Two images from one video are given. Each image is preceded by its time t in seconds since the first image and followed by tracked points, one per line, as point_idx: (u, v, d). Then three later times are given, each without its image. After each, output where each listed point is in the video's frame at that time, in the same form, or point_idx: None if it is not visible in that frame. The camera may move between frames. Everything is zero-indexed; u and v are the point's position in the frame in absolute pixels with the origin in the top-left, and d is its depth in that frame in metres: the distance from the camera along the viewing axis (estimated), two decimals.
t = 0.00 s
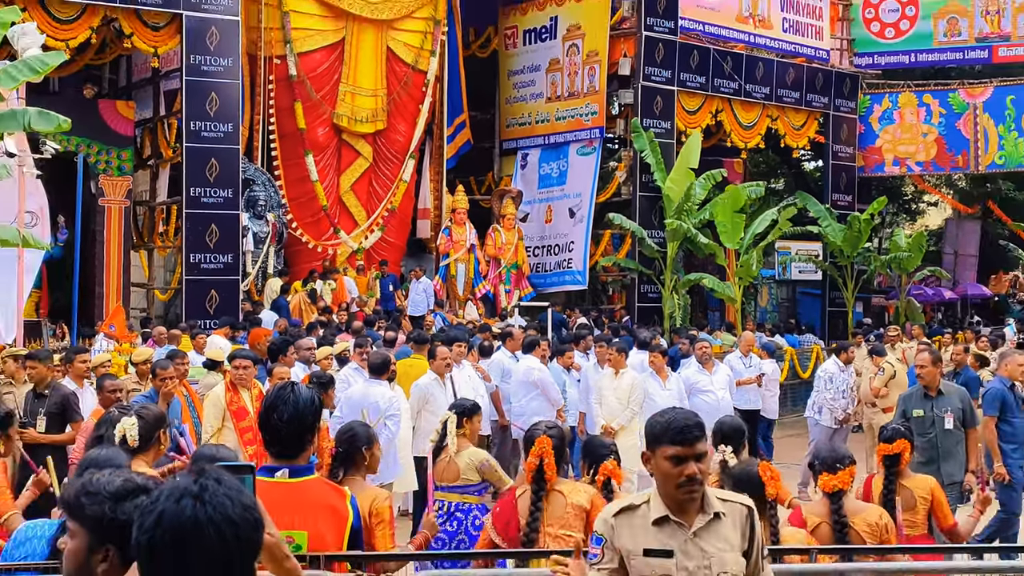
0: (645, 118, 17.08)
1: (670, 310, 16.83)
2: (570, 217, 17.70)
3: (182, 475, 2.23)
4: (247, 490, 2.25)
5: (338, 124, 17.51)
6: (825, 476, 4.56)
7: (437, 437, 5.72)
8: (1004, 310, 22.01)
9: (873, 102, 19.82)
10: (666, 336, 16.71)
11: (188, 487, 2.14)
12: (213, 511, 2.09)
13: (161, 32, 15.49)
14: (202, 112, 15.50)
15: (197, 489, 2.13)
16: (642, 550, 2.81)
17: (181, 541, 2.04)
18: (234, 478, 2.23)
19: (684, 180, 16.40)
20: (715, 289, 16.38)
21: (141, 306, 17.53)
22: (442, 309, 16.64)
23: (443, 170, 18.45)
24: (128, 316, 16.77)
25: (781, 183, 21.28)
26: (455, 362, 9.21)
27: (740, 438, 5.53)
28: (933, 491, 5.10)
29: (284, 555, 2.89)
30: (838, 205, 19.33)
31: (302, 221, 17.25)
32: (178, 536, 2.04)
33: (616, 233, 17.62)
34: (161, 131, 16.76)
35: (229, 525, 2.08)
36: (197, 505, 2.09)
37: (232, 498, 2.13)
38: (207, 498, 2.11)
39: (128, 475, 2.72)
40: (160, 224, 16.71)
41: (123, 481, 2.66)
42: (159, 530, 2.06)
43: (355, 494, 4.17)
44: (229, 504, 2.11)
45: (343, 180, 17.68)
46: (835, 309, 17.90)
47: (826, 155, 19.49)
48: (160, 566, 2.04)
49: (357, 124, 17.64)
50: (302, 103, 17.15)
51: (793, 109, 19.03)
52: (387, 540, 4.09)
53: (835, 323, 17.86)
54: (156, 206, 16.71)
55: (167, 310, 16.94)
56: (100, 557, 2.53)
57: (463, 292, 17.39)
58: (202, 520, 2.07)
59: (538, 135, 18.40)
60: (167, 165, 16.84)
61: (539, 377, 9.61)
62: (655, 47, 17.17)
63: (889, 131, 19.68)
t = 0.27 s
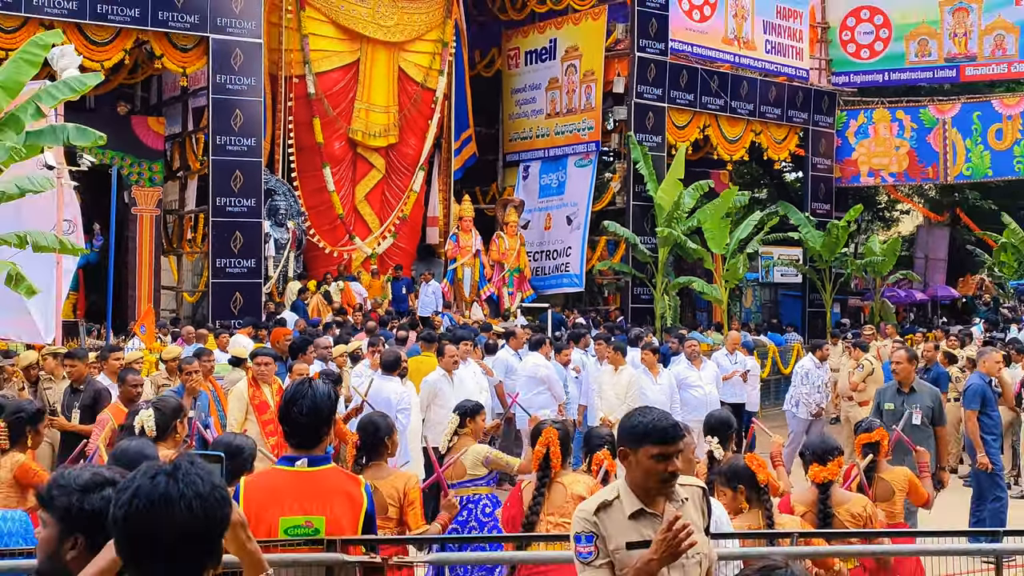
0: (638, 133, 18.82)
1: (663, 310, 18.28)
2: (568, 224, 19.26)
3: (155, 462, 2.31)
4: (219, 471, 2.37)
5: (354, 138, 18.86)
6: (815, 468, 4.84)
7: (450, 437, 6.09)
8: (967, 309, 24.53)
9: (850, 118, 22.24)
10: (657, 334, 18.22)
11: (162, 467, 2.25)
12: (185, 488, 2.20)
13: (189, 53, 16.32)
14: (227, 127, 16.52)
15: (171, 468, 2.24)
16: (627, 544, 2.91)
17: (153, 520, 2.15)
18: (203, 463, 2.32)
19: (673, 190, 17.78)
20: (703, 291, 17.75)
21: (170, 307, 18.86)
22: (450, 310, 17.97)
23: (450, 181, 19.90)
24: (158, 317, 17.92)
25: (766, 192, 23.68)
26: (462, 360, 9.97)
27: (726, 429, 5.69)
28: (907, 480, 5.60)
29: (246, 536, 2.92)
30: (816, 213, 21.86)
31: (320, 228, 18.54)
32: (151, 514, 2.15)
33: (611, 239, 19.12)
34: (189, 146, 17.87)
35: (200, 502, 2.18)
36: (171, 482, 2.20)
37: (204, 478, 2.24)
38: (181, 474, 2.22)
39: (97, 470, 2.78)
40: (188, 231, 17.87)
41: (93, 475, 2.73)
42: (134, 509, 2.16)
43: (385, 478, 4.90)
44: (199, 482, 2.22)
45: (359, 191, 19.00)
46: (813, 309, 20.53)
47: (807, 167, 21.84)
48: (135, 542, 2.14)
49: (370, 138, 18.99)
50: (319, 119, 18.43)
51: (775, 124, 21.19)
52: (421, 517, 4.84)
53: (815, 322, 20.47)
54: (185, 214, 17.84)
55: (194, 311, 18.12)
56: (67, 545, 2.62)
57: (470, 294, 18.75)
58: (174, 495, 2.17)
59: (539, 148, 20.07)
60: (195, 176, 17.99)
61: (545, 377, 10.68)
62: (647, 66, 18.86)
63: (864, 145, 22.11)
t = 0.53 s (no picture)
0: (641, 135, 18.83)
1: (664, 312, 18.34)
2: (569, 226, 19.29)
3: (108, 460, 2.27)
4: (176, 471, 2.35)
5: (355, 141, 18.86)
6: (818, 468, 4.76)
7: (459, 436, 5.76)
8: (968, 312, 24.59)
9: (851, 120, 22.29)
10: (659, 337, 18.31)
11: (120, 468, 2.21)
12: (147, 488, 2.17)
13: (191, 57, 16.35)
14: (229, 130, 16.53)
15: (130, 469, 2.21)
16: (649, 546, 2.82)
17: (114, 522, 2.12)
18: (154, 460, 2.30)
19: (675, 193, 17.85)
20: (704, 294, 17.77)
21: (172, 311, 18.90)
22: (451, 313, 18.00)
23: (452, 184, 19.90)
24: (160, 320, 17.94)
25: (768, 196, 23.69)
26: (463, 363, 9.99)
27: (727, 432, 5.70)
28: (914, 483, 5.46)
29: (208, 531, 2.87)
30: (817, 216, 21.89)
31: (321, 231, 18.53)
32: (114, 516, 2.11)
33: (613, 242, 19.15)
34: (192, 149, 17.88)
35: (162, 502, 2.16)
36: (133, 483, 2.17)
37: (164, 477, 2.22)
38: (142, 476, 2.19)
39: (35, 468, 2.66)
40: (190, 234, 17.89)
41: (31, 473, 2.61)
42: (96, 511, 2.12)
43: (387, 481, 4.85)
44: (161, 482, 2.20)
45: (360, 194, 19.00)
46: (815, 312, 20.56)
47: (808, 170, 21.85)
48: (96, 544, 2.11)
49: (372, 141, 18.99)
50: (321, 122, 18.43)
51: (777, 126, 21.19)
52: (420, 521, 4.85)
53: (816, 324, 20.57)
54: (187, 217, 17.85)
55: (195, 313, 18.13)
56: (4, 544, 2.50)
57: (471, 297, 18.78)
58: (137, 496, 2.15)
59: (540, 151, 20.09)
60: (197, 179, 18.00)
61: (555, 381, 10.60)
62: (648, 69, 18.86)
63: (865, 147, 22.15)
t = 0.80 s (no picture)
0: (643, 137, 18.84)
1: (665, 315, 18.42)
2: (570, 229, 19.33)
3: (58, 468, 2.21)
4: (128, 477, 2.29)
5: (356, 144, 18.86)
6: (810, 481, 4.73)
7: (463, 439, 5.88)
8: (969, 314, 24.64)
9: (852, 122, 22.30)
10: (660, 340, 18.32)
11: (67, 475, 2.15)
12: (93, 496, 2.11)
13: (192, 59, 16.35)
14: (230, 133, 16.53)
15: (77, 475, 2.15)
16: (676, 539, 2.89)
17: (60, 531, 2.06)
18: (104, 467, 2.24)
19: (677, 194, 17.93)
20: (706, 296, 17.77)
21: (174, 314, 18.92)
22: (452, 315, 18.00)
23: (453, 186, 19.91)
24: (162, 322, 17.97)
25: (769, 198, 23.72)
26: (464, 365, 10.00)
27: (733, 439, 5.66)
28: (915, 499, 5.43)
29: (169, 537, 2.62)
30: (818, 219, 21.88)
31: (322, 234, 18.55)
32: (59, 524, 2.05)
33: (614, 244, 19.17)
34: (193, 151, 17.90)
35: (108, 509, 2.10)
36: (79, 491, 2.11)
37: (113, 483, 2.16)
38: (88, 482, 2.13)
39: None
40: (191, 236, 17.92)
41: None
42: (41, 518, 2.06)
43: (393, 486, 5.03)
44: (109, 489, 2.14)
45: (361, 196, 19.02)
46: (816, 315, 20.56)
47: (810, 172, 21.87)
48: (41, 553, 2.05)
49: (373, 143, 19.00)
50: (323, 124, 18.44)
51: (778, 129, 21.20)
52: (427, 524, 5.04)
53: (817, 327, 20.56)
54: (188, 220, 17.86)
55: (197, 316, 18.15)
56: None
57: (472, 300, 18.80)
58: (83, 504, 2.08)
59: (542, 154, 20.13)
60: (198, 182, 18.01)
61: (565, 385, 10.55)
62: (649, 71, 18.88)
63: (867, 149, 22.15)
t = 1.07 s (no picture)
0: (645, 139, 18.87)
1: (666, 317, 18.45)
2: (571, 231, 19.35)
3: None
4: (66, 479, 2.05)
5: (358, 146, 18.87)
6: (820, 469, 4.68)
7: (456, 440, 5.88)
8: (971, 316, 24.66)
9: (853, 124, 22.25)
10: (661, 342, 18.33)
11: None
12: (26, 509, 1.88)
13: (194, 61, 16.39)
14: (231, 135, 16.55)
15: (8, 488, 1.91)
16: (716, 537, 3.01)
17: None
18: (40, 471, 2.00)
19: (679, 196, 17.93)
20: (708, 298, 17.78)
21: (175, 316, 18.94)
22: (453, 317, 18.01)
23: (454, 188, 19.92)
24: (163, 324, 17.99)
25: (770, 200, 23.74)
26: (466, 367, 10.04)
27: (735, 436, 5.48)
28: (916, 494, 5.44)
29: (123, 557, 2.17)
30: (820, 220, 21.85)
31: (324, 236, 18.57)
32: None
33: (615, 246, 19.19)
34: (194, 154, 17.92)
35: (41, 524, 1.88)
36: (8, 503, 1.88)
37: (48, 493, 1.93)
38: (19, 496, 1.89)
39: None
40: (193, 238, 17.94)
41: None
42: None
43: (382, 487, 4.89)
44: (43, 501, 1.91)
45: (363, 198, 19.02)
46: (817, 317, 20.58)
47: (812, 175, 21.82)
48: None
49: (374, 145, 19.00)
50: (324, 126, 18.46)
51: (779, 131, 21.20)
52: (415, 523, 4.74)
53: (818, 329, 20.52)
54: (190, 222, 17.88)
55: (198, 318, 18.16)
56: None
57: (474, 301, 18.84)
58: (15, 517, 1.87)
59: (543, 156, 20.15)
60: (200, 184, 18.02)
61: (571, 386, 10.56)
62: (650, 74, 18.91)
63: (869, 151, 22.12)
